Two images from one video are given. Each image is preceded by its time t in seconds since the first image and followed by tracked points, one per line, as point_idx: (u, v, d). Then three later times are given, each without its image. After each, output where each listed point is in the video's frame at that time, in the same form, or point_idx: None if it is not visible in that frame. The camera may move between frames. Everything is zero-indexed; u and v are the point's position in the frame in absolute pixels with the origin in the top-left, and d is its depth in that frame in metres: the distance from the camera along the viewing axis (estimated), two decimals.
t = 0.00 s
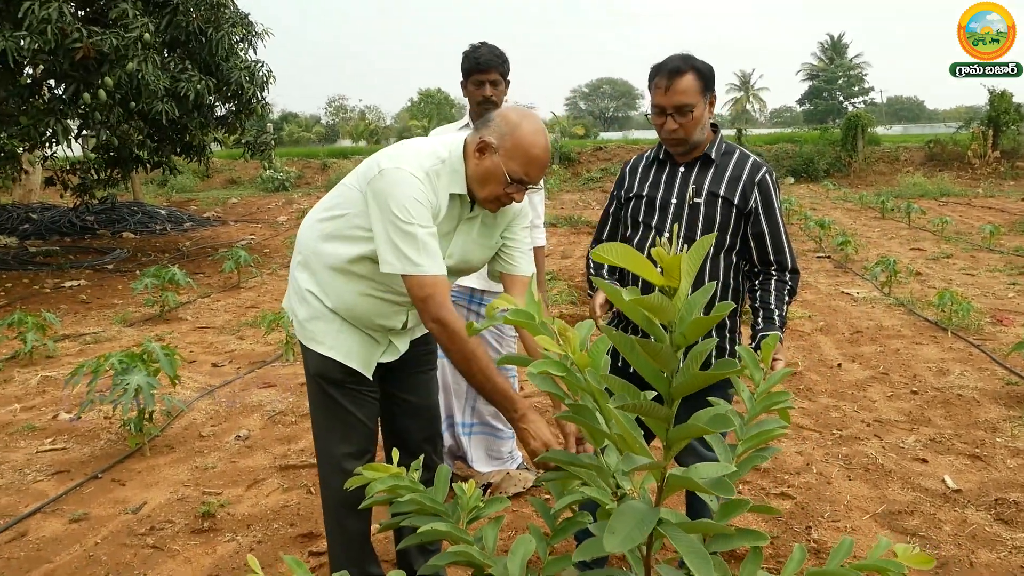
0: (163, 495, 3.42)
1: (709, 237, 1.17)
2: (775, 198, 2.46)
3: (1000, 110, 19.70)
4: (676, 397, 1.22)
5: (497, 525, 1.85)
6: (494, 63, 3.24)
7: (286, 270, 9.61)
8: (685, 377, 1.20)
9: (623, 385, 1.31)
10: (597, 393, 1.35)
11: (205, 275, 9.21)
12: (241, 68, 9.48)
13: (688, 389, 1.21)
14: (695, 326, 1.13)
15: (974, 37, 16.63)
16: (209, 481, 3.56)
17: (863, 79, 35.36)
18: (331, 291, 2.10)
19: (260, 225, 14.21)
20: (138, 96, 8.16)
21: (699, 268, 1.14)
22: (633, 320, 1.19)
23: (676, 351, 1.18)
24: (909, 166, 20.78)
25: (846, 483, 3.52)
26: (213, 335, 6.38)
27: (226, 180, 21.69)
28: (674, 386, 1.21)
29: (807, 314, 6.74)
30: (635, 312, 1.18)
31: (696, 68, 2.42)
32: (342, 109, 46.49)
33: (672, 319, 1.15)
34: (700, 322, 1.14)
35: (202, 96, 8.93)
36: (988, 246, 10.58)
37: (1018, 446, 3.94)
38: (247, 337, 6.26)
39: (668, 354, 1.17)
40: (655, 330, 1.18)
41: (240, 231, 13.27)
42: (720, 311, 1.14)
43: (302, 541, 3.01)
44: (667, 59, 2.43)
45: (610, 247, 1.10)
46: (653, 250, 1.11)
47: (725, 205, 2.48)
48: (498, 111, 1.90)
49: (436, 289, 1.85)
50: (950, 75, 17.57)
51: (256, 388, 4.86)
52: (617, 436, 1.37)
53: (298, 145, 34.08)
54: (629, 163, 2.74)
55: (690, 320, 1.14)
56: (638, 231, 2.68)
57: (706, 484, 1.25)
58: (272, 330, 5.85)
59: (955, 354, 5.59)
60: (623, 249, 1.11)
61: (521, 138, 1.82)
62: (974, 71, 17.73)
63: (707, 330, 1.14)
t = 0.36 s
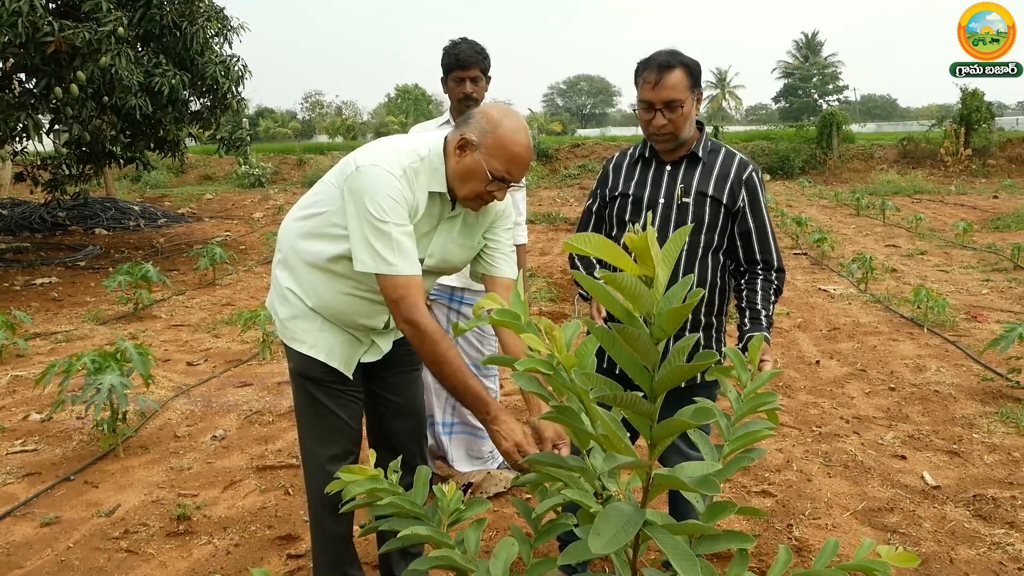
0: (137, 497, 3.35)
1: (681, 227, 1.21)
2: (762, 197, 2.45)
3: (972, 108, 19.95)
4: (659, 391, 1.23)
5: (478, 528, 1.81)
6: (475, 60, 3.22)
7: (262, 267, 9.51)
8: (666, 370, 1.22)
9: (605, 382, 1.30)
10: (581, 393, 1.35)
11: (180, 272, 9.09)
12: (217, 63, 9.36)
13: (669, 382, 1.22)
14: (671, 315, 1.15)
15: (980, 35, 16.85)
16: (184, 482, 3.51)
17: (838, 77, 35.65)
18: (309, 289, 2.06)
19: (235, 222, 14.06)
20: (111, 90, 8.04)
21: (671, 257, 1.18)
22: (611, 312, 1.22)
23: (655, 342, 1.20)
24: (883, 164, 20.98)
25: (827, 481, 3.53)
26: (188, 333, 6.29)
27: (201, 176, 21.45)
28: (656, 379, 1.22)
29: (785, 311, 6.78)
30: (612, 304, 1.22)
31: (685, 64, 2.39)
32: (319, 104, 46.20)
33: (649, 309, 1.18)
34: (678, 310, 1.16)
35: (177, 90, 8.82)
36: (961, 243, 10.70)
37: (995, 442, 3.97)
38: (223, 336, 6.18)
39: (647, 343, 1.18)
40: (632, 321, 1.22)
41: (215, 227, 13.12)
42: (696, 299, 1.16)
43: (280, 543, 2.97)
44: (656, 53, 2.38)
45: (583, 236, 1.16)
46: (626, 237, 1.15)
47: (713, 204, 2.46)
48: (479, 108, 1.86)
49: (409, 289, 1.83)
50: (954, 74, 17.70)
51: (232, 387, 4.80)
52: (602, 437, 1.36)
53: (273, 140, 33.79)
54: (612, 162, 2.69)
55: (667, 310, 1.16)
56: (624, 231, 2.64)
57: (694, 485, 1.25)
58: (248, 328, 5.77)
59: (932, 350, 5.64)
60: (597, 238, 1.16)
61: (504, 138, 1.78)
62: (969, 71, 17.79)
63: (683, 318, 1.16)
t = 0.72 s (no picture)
0: (108, 501, 3.28)
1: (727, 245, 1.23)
2: (747, 195, 2.52)
3: (936, 109, 20.24)
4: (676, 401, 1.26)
5: (467, 530, 1.80)
6: (452, 56, 3.19)
7: (231, 266, 9.39)
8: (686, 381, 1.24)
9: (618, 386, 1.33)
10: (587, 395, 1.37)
11: (147, 271, 8.95)
12: (185, 58, 9.22)
13: (690, 393, 1.24)
14: (706, 329, 1.17)
15: (981, 36, 17.10)
16: (157, 485, 3.44)
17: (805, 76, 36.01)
18: (289, 289, 2.03)
19: (203, 220, 13.87)
20: (77, 86, 7.89)
21: (716, 272, 1.18)
22: (641, 318, 1.25)
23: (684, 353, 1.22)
24: (850, 163, 21.22)
25: (803, 477, 3.55)
26: (157, 334, 6.19)
27: (167, 174, 21.15)
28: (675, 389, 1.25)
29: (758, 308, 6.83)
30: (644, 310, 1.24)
31: (675, 53, 2.50)
32: (288, 102, 45.79)
33: (682, 320, 1.21)
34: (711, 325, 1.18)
35: (143, 86, 8.67)
36: (927, 241, 10.85)
37: (966, 437, 4.02)
38: (193, 336, 6.08)
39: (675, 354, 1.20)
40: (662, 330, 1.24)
41: (183, 226, 12.93)
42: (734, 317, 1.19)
43: (257, 547, 2.92)
44: (646, 43, 2.50)
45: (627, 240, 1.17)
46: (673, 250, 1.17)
47: (701, 202, 2.52)
48: (464, 104, 1.85)
49: (390, 288, 1.80)
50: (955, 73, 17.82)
51: (204, 388, 4.72)
52: (605, 440, 1.38)
53: (241, 137, 33.39)
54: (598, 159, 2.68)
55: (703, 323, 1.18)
56: (609, 228, 2.64)
57: (700, 489, 1.28)
58: (219, 328, 5.69)
59: (902, 346, 5.71)
60: (638, 244, 1.18)
61: (490, 132, 1.77)
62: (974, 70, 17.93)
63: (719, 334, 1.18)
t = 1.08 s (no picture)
0: (82, 503, 3.22)
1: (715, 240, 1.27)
2: (734, 192, 2.54)
3: (903, 109, 20.51)
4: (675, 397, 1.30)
5: (451, 531, 1.74)
6: (433, 53, 3.16)
7: (202, 263, 9.26)
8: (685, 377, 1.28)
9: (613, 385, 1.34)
10: (579, 396, 1.38)
11: (116, 269, 8.80)
12: (155, 53, 9.07)
13: (689, 390, 1.27)
14: (707, 326, 1.20)
15: (981, 36, 17.32)
16: (131, 487, 3.38)
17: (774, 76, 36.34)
18: (273, 287, 2.00)
19: (173, 217, 13.66)
20: (43, 80, 7.73)
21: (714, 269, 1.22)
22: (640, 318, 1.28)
23: (683, 351, 1.25)
24: (819, 162, 21.46)
25: (782, 474, 3.58)
26: (128, 332, 6.08)
27: (134, 170, 20.84)
28: (675, 386, 1.28)
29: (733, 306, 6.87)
30: (643, 310, 1.27)
31: (663, 52, 2.53)
32: (257, 97, 45.31)
33: (682, 317, 1.24)
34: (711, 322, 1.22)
35: (112, 81, 8.52)
36: (896, 240, 11.00)
37: (941, 434, 4.07)
38: (165, 334, 5.98)
39: (677, 350, 1.23)
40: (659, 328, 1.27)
41: (152, 223, 12.73)
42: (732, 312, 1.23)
43: (236, 548, 2.88)
44: (634, 41, 2.54)
45: (630, 241, 1.20)
46: (675, 249, 1.20)
47: (689, 199, 2.53)
48: (452, 100, 1.82)
49: (376, 286, 1.77)
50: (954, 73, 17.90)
51: (177, 388, 4.65)
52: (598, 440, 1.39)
53: (209, 133, 32.96)
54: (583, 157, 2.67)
55: (702, 319, 1.21)
56: (596, 227, 2.63)
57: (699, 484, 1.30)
58: (192, 326, 5.60)
59: (875, 344, 5.77)
60: (640, 245, 1.21)
61: (478, 130, 1.75)
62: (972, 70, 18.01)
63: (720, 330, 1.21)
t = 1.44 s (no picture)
0: (58, 510, 3.15)
1: (686, 235, 1.18)
2: (722, 198, 2.55)
3: (877, 115, 20.73)
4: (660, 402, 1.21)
5: (450, 537, 1.72)
6: (419, 55, 3.18)
7: (178, 266, 9.14)
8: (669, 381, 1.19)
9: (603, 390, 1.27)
10: (574, 399, 1.33)
11: (90, 271, 8.67)
12: (130, 53, 8.95)
13: (673, 393, 1.19)
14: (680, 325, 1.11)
15: (981, 35, 17.26)
16: (109, 493, 3.32)
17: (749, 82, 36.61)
18: (261, 291, 1.97)
19: (147, 219, 13.49)
20: (16, 79, 7.60)
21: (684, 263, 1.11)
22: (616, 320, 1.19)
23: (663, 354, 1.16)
24: (793, 167, 21.65)
25: (766, 477, 3.59)
26: (103, 336, 5.99)
27: (107, 171, 20.60)
28: (658, 391, 1.19)
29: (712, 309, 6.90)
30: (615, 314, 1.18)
31: (650, 60, 2.53)
32: (232, 99, 44.98)
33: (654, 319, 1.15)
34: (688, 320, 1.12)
35: (87, 81, 8.40)
36: (871, 244, 11.11)
37: (920, 436, 4.11)
38: (141, 338, 5.90)
39: (653, 355, 1.14)
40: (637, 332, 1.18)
41: (126, 225, 12.56)
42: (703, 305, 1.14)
43: (218, 555, 2.84)
44: (621, 47, 2.53)
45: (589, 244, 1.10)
46: (635, 248, 1.11)
47: (678, 206, 2.53)
48: (454, 109, 1.81)
49: (368, 292, 1.75)
50: (954, 74, 17.79)
51: (155, 392, 4.58)
52: (593, 444, 1.35)
53: (183, 134, 32.63)
54: (571, 162, 2.65)
55: (674, 318, 1.12)
56: (585, 232, 2.63)
57: (693, 490, 1.24)
58: (169, 330, 5.52)
59: (854, 347, 5.82)
60: (603, 248, 1.10)
61: (482, 142, 1.75)
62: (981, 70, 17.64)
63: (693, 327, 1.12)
